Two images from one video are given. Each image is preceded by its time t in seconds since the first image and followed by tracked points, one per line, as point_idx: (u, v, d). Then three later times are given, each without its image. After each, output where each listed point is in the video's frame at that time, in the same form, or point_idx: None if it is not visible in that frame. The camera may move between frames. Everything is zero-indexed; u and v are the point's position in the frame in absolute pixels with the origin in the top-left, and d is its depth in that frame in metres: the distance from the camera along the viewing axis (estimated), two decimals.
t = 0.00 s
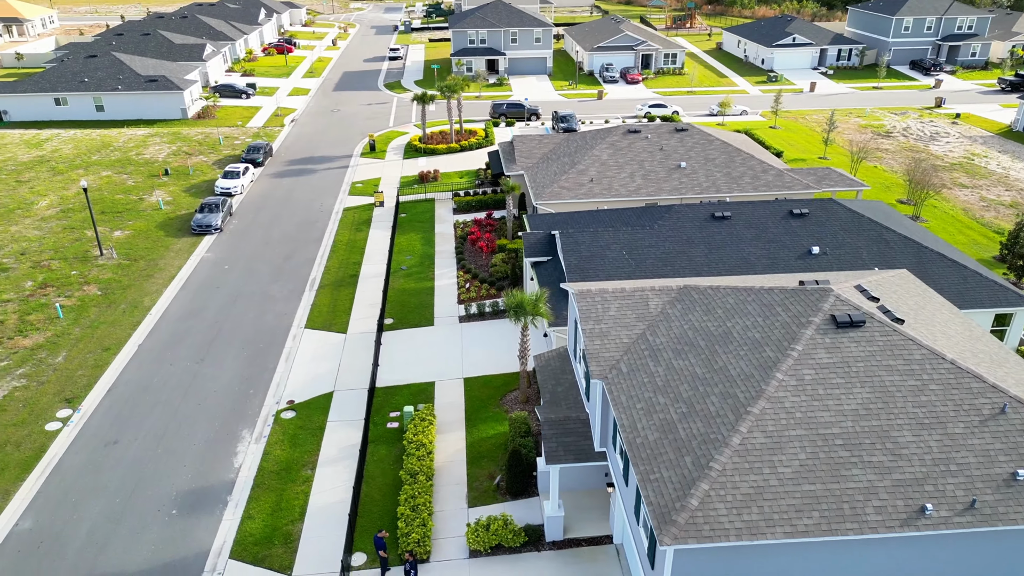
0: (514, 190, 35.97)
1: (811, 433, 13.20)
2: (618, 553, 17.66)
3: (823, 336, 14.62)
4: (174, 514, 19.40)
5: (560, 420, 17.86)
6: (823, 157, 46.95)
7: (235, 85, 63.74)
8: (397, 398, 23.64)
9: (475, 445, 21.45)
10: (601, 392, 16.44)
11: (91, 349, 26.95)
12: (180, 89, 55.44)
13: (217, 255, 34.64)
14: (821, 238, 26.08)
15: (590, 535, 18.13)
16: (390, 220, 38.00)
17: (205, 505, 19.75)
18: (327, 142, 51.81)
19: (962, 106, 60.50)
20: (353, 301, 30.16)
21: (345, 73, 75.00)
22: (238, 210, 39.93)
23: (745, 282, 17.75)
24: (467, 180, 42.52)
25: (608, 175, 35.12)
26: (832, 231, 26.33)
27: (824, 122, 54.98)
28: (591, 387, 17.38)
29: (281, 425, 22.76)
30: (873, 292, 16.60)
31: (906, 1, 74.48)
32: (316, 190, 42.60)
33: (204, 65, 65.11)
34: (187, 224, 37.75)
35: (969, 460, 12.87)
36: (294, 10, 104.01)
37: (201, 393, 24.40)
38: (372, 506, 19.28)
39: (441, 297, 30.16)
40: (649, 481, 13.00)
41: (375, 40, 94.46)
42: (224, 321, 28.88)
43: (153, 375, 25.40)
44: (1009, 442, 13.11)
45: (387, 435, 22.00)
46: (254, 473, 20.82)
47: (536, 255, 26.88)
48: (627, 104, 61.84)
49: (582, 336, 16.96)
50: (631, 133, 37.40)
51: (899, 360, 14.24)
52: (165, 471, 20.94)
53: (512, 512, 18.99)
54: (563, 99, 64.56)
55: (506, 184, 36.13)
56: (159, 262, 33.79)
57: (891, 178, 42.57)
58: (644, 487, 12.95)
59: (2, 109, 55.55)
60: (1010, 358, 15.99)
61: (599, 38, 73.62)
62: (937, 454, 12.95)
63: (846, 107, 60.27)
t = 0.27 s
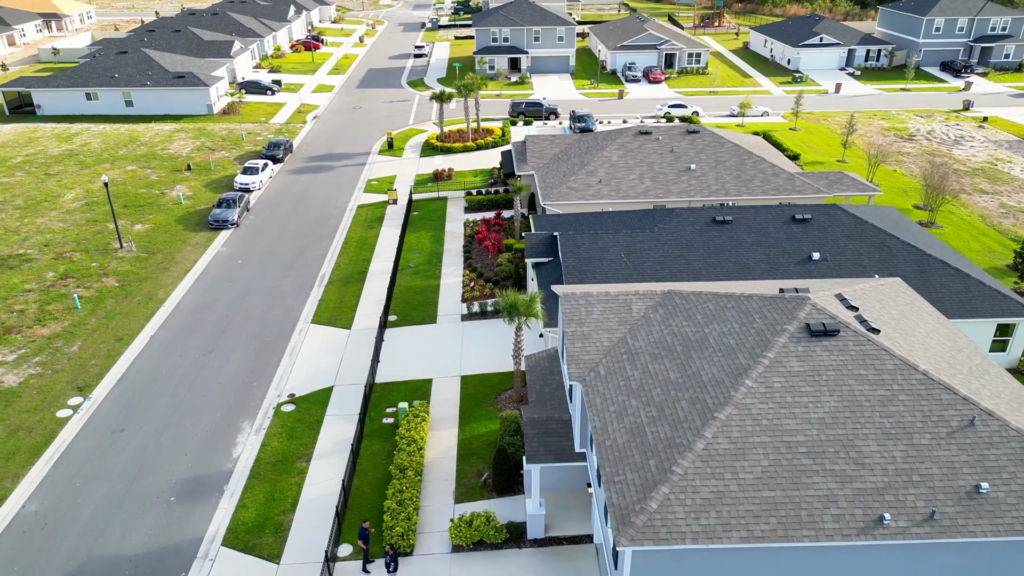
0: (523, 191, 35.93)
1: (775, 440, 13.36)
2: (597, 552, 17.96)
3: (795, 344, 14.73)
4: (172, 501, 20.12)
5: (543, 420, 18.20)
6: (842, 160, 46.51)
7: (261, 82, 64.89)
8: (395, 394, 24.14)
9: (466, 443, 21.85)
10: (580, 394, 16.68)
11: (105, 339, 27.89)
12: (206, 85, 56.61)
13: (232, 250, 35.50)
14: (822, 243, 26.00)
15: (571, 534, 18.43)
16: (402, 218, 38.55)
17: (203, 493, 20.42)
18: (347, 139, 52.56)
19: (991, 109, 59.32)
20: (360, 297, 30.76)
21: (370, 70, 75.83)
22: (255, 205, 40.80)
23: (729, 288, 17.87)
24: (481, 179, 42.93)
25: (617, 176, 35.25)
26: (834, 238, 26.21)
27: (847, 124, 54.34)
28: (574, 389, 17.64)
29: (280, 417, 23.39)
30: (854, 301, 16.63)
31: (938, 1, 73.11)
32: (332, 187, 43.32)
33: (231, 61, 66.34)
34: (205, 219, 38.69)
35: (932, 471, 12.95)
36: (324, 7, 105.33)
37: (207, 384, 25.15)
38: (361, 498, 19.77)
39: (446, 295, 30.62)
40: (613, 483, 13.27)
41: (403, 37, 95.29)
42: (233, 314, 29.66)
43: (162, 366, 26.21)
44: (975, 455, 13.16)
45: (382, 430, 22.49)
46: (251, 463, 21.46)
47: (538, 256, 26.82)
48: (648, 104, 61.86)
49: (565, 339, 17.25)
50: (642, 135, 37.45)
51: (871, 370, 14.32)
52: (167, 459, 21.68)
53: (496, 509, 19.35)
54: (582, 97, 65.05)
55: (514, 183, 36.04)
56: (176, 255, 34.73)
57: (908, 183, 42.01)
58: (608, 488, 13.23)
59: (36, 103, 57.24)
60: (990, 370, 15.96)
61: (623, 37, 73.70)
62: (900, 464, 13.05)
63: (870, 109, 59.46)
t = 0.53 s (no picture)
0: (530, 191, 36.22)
1: (739, 446, 13.54)
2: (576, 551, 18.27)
3: (767, 352, 14.88)
4: (172, 488, 20.87)
5: (526, 420, 18.52)
6: (861, 164, 46.00)
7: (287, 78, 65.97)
8: (392, 390, 24.66)
9: (458, 440, 22.27)
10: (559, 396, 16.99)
11: (118, 330, 28.85)
12: (231, 82, 57.76)
13: (246, 244, 36.36)
14: (823, 249, 25.93)
15: (552, 533, 18.75)
16: (414, 216, 39.09)
17: (201, 481, 21.13)
18: (367, 136, 53.29)
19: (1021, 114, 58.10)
20: (366, 294, 31.36)
21: (394, 68, 76.62)
22: (272, 201, 41.66)
23: (712, 294, 18.03)
24: (494, 179, 43.31)
25: (626, 178, 35.38)
26: (835, 244, 26.11)
27: (869, 128, 53.66)
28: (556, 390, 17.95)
29: (280, 410, 24.05)
30: (834, 310, 16.70)
31: (971, 2, 71.66)
32: (348, 185, 44.03)
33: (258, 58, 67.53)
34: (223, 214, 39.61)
35: (894, 481, 13.03)
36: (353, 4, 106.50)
37: (212, 376, 25.92)
38: (351, 491, 20.29)
39: (450, 294, 31.06)
40: (578, 484, 13.58)
41: (430, 35, 96.03)
42: (243, 308, 30.46)
43: (171, 357, 27.08)
44: (939, 466, 13.21)
45: (377, 425, 23.01)
46: (249, 454, 22.13)
47: (539, 257, 27.09)
48: (668, 104, 61.71)
49: (547, 341, 17.55)
50: (653, 137, 37.52)
51: (841, 380, 14.42)
52: (169, 447, 22.45)
53: (481, 506, 19.73)
54: (603, 97, 65.20)
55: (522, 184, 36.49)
56: (192, 249, 35.67)
57: (926, 189, 41.44)
58: (572, 489, 13.54)
59: (68, 98, 58.95)
60: (968, 382, 15.92)
61: (647, 36, 73.57)
62: (862, 474, 13.15)
63: (894, 112, 58.60)
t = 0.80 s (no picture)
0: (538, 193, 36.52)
1: (703, 452, 13.77)
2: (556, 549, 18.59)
3: (738, 360, 15.06)
4: (171, 476, 21.63)
5: (508, 420, 18.86)
6: (879, 168, 45.47)
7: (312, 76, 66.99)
8: (390, 386, 25.19)
9: (449, 437, 22.71)
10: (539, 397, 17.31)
11: (132, 321, 29.79)
12: (256, 79, 58.82)
13: (261, 239, 37.18)
14: (823, 256, 25.86)
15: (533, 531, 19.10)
16: (426, 214, 39.61)
17: (200, 470, 21.86)
18: (386, 134, 53.97)
19: None
20: (373, 291, 31.94)
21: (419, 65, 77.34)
22: (289, 197, 42.49)
23: (694, 300, 18.22)
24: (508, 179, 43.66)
25: (634, 180, 35.50)
26: (836, 251, 26.00)
27: (892, 132, 52.93)
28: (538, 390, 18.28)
29: (281, 403, 24.71)
30: (812, 319, 16.78)
31: (1005, 3, 70.13)
32: (364, 182, 44.71)
33: (285, 56, 68.68)
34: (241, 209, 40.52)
35: (855, 491, 13.16)
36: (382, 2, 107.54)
37: (218, 368, 26.67)
38: (341, 484, 20.84)
39: (455, 292, 31.51)
40: (543, 484, 13.90)
41: (456, 33, 96.63)
42: (253, 302, 31.22)
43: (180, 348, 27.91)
44: (901, 477, 13.30)
45: (372, 420, 23.53)
46: (247, 445, 22.81)
47: (540, 258, 27.22)
48: (689, 105, 61.55)
49: (529, 343, 17.88)
50: (664, 140, 37.57)
51: (809, 389, 14.54)
52: (172, 437, 23.23)
53: (466, 502, 20.14)
54: (624, 97, 65.20)
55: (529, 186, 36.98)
56: (209, 244, 36.59)
57: (944, 195, 40.85)
58: (537, 488, 13.87)
59: (100, 93, 60.56)
60: (946, 394, 15.91)
61: (670, 36, 73.33)
62: (823, 483, 13.29)
63: (919, 115, 57.71)
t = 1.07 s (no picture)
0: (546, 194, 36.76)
1: (667, 456, 14.01)
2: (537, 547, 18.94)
3: (709, 366, 15.26)
4: (172, 464, 22.41)
5: (493, 418, 19.22)
6: (899, 173, 44.90)
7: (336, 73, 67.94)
8: (388, 382, 25.71)
9: (442, 434, 23.15)
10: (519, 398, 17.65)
11: (146, 313, 30.76)
12: (281, 77, 59.86)
13: (275, 235, 38.01)
14: (822, 262, 25.78)
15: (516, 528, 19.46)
16: (438, 213, 40.11)
17: (200, 460, 22.60)
18: (406, 132, 54.62)
19: None
20: (380, 288, 32.53)
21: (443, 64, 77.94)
22: (305, 194, 43.30)
23: (677, 305, 18.40)
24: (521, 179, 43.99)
25: (643, 183, 35.59)
26: (836, 258, 25.88)
27: (916, 136, 52.14)
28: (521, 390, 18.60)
29: (282, 396, 25.37)
30: (791, 326, 16.89)
31: None
32: (380, 180, 45.37)
33: (311, 54, 69.73)
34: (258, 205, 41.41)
35: (814, 499, 13.31)
36: None
37: (224, 361, 27.44)
38: (333, 477, 21.40)
39: (459, 291, 31.96)
40: (511, 483, 14.26)
41: (483, 31, 97.08)
42: (263, 297, 32.00)
43: (190, 340, 28.76)
44: (862, 487, 13.42)
45: (368, 415, 24.08)
46: (247, 436, 23.50)
47: (541, 259, 27.61)
48: (710, 107, 61.25)
49: (512, 344, 18.22)
50: (675, 142, 37.58)
51: (778, 397, 14.69)
52: (176, 426, 24.03)
53: (453, 498, 20.56)
54: (645, 97, 65.13)
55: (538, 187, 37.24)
56: (225, 238, 37.51)
57: (962, 202, 40.25)
58: (505, 487, 14.24)
59: (131, 89, 62.13)
60: (921, 405, 15.93)
61: (695, 36, 72.91)
62: (784, 489, 13.47)
63: (945, 119, 56.73)
